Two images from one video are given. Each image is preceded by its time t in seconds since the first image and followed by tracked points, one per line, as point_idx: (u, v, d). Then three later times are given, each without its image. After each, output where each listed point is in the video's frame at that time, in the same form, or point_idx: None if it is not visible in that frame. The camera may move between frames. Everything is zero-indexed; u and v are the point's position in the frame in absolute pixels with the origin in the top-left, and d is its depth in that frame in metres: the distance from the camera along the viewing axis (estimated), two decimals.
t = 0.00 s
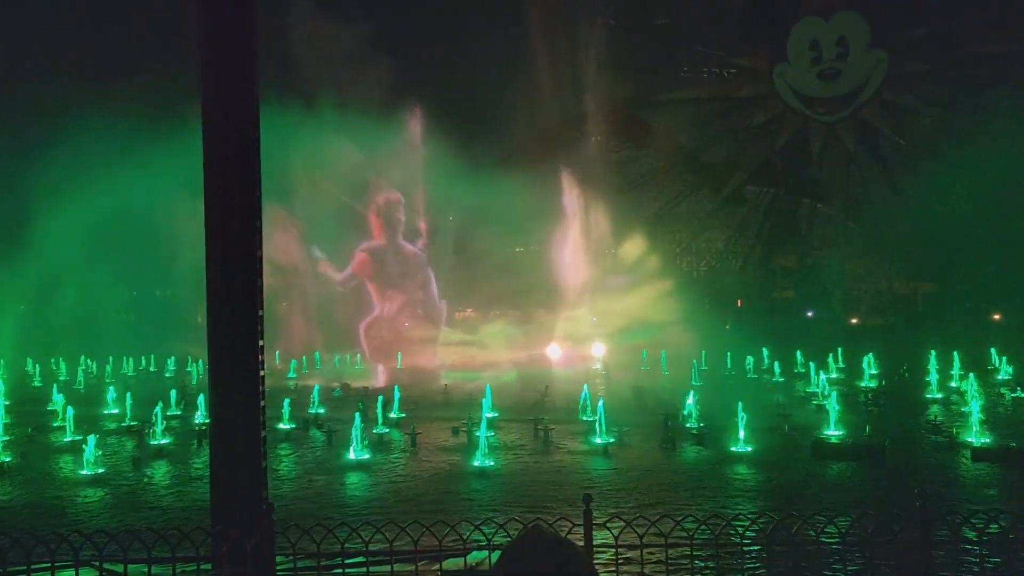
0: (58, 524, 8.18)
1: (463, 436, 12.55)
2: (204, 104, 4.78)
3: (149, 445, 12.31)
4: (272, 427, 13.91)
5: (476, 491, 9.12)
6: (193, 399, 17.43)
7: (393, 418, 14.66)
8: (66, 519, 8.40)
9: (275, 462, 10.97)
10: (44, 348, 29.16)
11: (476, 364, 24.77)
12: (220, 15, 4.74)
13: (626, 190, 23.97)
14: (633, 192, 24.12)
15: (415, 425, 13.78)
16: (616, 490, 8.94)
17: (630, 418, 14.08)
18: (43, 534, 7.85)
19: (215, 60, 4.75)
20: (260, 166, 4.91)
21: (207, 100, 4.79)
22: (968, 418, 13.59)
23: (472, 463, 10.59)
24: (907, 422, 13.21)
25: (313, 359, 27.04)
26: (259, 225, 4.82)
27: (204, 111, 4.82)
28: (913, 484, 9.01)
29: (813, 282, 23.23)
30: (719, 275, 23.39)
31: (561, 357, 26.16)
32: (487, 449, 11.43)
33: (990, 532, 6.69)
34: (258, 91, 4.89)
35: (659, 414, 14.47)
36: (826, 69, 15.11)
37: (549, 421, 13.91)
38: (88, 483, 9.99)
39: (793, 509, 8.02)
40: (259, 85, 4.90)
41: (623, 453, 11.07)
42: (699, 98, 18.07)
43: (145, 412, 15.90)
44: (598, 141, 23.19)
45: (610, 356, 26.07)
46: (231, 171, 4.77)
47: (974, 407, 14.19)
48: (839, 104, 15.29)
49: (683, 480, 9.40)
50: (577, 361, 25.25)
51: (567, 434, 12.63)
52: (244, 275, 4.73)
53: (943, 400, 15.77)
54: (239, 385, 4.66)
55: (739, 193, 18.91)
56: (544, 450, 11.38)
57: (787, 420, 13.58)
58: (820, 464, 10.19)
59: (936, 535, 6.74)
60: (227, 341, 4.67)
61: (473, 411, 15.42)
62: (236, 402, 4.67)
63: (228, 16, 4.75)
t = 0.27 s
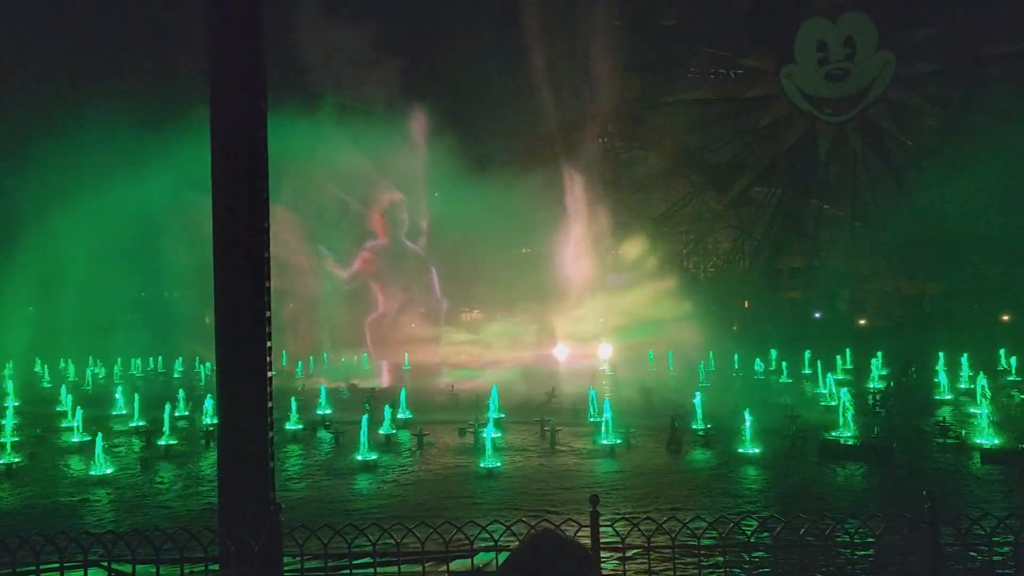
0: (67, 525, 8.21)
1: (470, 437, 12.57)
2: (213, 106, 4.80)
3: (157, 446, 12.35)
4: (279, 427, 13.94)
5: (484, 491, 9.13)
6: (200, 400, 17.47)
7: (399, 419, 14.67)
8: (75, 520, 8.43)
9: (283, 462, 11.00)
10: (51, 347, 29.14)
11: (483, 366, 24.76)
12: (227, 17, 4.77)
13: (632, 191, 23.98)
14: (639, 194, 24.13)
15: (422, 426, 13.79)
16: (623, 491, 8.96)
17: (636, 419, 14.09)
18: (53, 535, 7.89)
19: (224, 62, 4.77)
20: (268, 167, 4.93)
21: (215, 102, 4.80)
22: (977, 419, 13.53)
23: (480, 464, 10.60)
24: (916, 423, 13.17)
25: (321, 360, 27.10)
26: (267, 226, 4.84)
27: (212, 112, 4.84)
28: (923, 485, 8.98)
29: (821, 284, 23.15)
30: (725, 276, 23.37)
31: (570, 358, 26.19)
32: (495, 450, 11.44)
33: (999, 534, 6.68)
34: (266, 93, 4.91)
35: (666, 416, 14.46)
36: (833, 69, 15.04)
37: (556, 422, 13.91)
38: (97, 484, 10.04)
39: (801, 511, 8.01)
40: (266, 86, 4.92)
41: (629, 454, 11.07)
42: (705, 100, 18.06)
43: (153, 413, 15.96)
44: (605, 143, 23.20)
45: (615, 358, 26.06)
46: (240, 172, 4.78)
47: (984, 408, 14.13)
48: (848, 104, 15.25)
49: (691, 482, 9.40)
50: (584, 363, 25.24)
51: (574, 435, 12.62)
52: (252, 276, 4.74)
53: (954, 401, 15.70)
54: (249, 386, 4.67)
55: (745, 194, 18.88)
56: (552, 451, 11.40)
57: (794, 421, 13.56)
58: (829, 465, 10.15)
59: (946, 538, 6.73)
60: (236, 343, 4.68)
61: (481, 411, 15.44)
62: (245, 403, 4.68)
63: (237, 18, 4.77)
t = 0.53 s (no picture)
0: (74, 527, 8.24)
1: (478, 439, 12.58)
2: (219, 108, 4.82)
3: (164, 448, 12.38)
4: (286, 430, 13.96)
5: (490, 494, 9.13)
6: (207, 402, 17.51)
7: (406, 421, 14.67)
8: (82, 522, 8.45)
9: (290, 464, 11.02)
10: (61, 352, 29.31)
11: (489, 368, 24.73)
12: (233, 19, 4.78)
13: (639, 193, 23.93)
14: (646, 196, 24.07)
15: (429, 429, 13.80)
16: (629, 494, 8.95)
17: (643, 422, 14.07)
18: (59, 537, 7.91)
19: (230, 63, 4.79)
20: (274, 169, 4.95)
21: (222, 103, 4.82)
22: (986, 421, 13.47)
23: (486, 466, 10.61)
24: (924, 425, 13.11)
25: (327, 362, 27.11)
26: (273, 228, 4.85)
27: (219, 113, 4.85)
28: (931, 487, 8.94)
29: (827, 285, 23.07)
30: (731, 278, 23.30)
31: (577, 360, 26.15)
32: (502, 452, 11.43)
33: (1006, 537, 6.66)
34: (272, 95, 4.93)
35: (673, 418, 14.41)
36: (838, 71, 15.60)
37: (563, 424, 13.89)
38: (103, 486, 10.06)
39: (808, 514, 7.99)
40: (272, 88, 4.94)
41: (636, 457, 11.05)
42: (711, 101, 18.02)
43: (160, 415, 16.00)
44: (611, 145, 23.17)
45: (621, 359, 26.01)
46: (245, 173, 4.79)
47: (993, 410, 14.06)
48: (852, 105, 15.76)
49: (697, 484, 9.38)
50: (590, 365, 25.20)
51: (581, 438, 12.60)
52: (258, 278, 4.75)
53: (962, 403, 15.63)
54: (256, 387, 4.69)
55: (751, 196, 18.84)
56: (559, 454, 11.41)
57: (802, 423, 13.51)
58: (837, 468, 10.11)
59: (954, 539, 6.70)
60: (243, 345, 4.70)
61: (487, 414, 15.44)
62: (252, 405, 4.70)
63: (243, 20, 4.79)
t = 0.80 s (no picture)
0: (81, 530, 8.25)
1: (485, 442, 12.59)
2: (226, 110, 4.83)
3: (172, 451, 12.41)
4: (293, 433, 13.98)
5: (496, 496, 9.13)
6: (214, 405, 17.55)
7: (413, 424, 14.68)
8: (88, 525, 8.45)
9: (297, 467, 11.04)
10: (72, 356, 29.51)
11: (495, 371, 24.73)
12: (242, 23, 4.80)
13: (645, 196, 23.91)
14: (653, 199, 24.07)
15: (435, 432, 13.80)
16: (636, 496, 8.94)
17: (650, 424, 14.05)
18: (66, 540, 7.92)
19: (236, 66, 4.81)
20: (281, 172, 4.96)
21: (229, 105, 4.84)
22: (995, 424, 13.41)
23: (493, 469, 10.61)
24: (933, 428, 13.06)
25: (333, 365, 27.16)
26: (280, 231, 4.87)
27: (225, 116, 4.87)
28: (940, 490, 8.91)
29: (834, 288, 23.00)
30: (738, 280, 23.24)
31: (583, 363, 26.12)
32: (508, 455, 11.43)
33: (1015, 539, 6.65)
34: (279, 98, 4.94)
35: (680, 421, 14.39)
36: (845, 73, 15.80)
37: (569, 427, 13.87)
38: (110, 489, 10.08)
39: (816, 516, 7.97)
40: (280, 91, 4.96)
41: (643, 460, 11.03)
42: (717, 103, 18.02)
43: (167, 417, 16.04)
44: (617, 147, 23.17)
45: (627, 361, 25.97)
46: (251, 174, 4.81)
47: (1002, 412, 14.01)
48: (858, 108, 16.01)
49: (704, 487, 9.36)
50: (597, 367, 25.18)
51: (587, 440, 12.59)
52: (262, 280, 4.76)
53: (970, 406, 15.57)
54: (263, 390, 4.70)
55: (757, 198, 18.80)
56: (566, 456, 11.41)
57: (809, 426, 13.48)
58: (845, 470, 10.08)
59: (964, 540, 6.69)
60: (250, 348, 4.71)
61: (494, 416, 15.46)
62: (260, 408, 4.72)
63: (249, 23, 4.81)
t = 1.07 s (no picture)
0: (89, 534, 8.28)
1: (492, 446, 12.57)
2: (234, 115, 4.85)
3: (180, 455, 12.43)
4: (300, 437, 14.00)
5: (504, 501, 9.10)
6: (222, 409, 17.59)
7: (420, 428, 14.68)
8: (96, 529, 8.48)
9: (304, 471, 11.04)
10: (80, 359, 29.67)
11: (502, 375, 24.72)
12: (249, 26, 4.82)
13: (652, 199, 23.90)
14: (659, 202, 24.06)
15: (442, 435, 13.79)
16: (644, 500, 8.90)
17: (658, 428, 14.03)
18: (74, 543, 7.96)
19: (243, 71, 4.83)
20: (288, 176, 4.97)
21: (236, 111, 4.86)
22: (1005, 428, 13.35)
23: (500, 473, 10.59)
24: (942, 431, 13.01)
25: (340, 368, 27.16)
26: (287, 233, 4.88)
27: (232, 121, 4.89)
28: (949, 493, 8.86)
29: (842, 291, 22.93)
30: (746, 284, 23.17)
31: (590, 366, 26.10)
32: (516, 459, 11.41)
33: None
34: (286, 101, 4.96)
35: (689, 424, 14.35)
36: (853, 76, 15.92)
37: (576, 430, 13.85)
38: (118, 493, 10.12)
39: (825, 520, 7.93)
40: (287, 95, 4.97)
41: (650, 463, 11.00)
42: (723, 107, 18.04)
43: (175, 421, 16.12)
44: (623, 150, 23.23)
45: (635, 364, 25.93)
46: (259, 179, 4.82)
47: (1012, 416, 13.95)
48: (866, 111, 16.15)
49: (712, 491, 9.32)
50: (604, 371, 25.14)
51: (594, 444, 12.56)
52: (269, 284, 4.78)
53: (979, 409, 15.50)
54: (271, 393, 4.72)
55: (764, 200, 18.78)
56: (574, 460, 11.39)
57: (818, 430, 13.43)
58: (853, 474, 10.02)
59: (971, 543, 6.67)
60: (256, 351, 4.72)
61: (501, 420, 15.45)
62: (267, 410, 4.73)
63: (256, 28, 4.83)
